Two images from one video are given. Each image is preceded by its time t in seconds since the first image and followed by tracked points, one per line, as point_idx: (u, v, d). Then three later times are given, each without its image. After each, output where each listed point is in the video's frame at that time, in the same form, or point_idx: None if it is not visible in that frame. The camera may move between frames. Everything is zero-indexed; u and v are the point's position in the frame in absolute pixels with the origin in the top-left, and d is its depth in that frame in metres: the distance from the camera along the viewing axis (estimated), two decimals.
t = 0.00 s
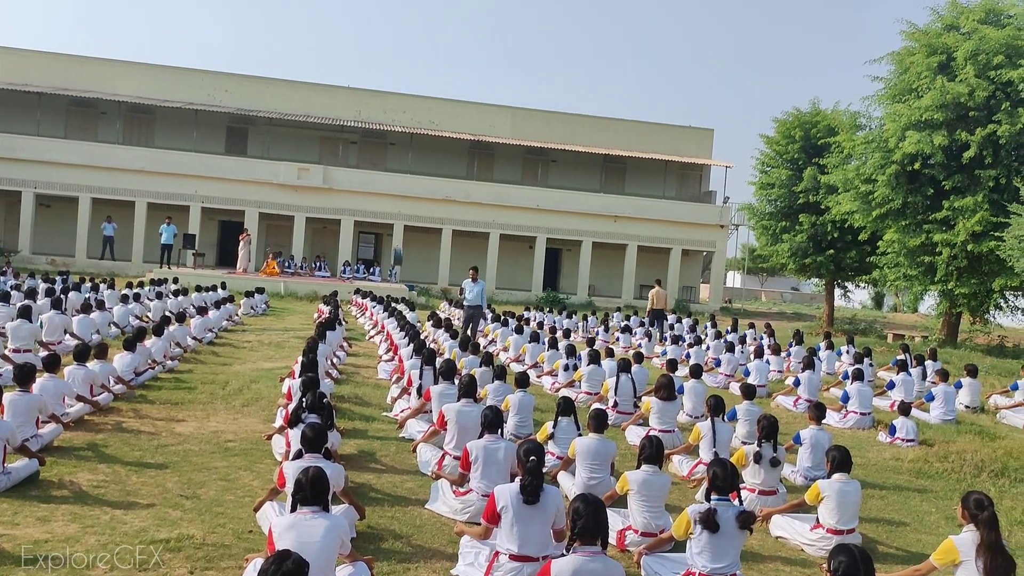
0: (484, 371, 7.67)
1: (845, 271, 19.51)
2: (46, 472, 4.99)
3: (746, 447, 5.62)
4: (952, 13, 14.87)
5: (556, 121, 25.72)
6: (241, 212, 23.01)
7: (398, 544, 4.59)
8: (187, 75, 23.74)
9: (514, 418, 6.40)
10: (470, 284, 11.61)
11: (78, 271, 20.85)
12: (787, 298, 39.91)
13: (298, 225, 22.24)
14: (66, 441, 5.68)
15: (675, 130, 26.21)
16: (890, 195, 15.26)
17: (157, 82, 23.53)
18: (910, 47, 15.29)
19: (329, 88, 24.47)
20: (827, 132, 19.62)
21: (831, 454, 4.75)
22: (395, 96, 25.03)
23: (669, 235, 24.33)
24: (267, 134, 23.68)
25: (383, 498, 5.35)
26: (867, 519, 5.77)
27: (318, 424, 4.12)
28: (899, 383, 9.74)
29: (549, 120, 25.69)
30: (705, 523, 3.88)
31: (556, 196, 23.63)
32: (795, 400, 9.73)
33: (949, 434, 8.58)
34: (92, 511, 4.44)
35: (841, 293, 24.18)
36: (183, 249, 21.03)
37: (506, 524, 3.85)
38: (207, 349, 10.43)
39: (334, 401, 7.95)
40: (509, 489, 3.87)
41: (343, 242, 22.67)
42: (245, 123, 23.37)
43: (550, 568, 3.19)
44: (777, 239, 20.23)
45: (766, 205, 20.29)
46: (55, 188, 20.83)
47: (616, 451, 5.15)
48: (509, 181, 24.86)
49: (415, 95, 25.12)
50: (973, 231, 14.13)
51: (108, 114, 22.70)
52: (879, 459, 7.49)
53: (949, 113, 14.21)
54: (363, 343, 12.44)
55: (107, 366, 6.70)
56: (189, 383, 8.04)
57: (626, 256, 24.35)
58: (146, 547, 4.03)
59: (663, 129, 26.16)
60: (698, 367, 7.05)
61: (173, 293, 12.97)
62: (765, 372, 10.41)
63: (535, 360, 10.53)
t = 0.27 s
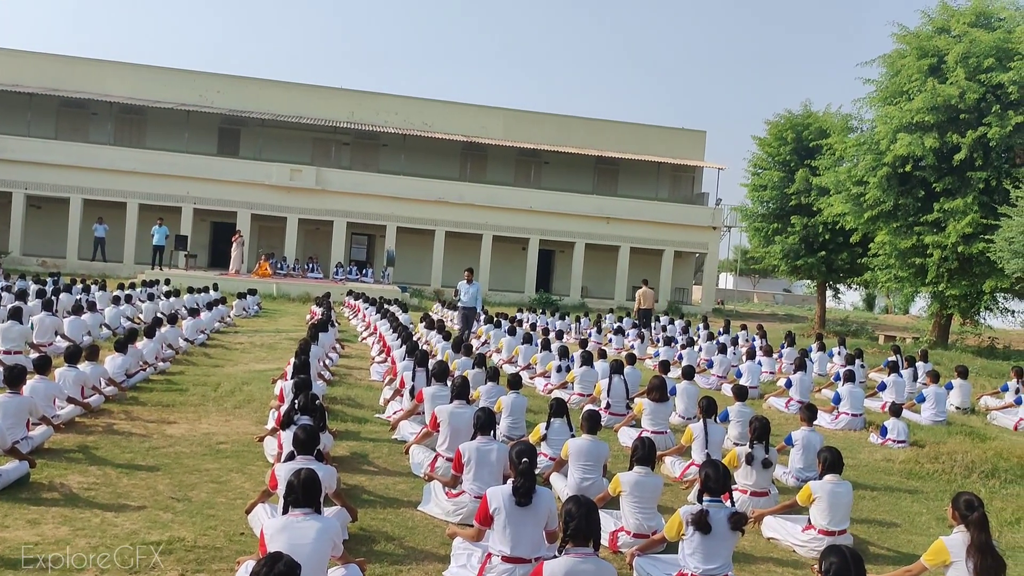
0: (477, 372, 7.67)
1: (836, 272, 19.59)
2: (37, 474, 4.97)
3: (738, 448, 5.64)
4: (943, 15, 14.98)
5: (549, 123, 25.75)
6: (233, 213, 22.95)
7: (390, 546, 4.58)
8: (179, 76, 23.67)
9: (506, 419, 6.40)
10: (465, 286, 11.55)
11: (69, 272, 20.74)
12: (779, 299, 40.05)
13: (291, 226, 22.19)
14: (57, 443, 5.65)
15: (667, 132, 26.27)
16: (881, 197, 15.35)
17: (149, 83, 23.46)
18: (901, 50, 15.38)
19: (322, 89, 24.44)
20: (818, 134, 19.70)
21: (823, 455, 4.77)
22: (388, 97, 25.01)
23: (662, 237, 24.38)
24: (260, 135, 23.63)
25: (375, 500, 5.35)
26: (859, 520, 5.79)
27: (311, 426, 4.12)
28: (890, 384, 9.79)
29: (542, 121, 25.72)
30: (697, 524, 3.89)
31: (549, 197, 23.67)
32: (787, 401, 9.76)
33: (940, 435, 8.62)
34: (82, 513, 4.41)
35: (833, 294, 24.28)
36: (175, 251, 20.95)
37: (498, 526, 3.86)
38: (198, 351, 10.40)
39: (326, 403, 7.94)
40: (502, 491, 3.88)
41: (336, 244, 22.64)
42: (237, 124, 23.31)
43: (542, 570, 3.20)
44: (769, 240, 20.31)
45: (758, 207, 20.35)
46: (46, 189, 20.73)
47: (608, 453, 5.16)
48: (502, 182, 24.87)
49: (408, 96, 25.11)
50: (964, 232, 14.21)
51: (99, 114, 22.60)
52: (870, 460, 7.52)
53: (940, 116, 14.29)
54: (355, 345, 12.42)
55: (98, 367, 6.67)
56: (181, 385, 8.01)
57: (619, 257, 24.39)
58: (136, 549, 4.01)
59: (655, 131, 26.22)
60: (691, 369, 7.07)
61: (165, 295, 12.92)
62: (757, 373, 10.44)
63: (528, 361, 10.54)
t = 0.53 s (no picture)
0: (469, 373, 7.68)
1: (828, 273, 19.67)
2: (27, 476, 4.95)
3: (730, 448, 5.66)
4: (934, 18, 15.06)
5: (542, 123, 25.77)
6: (226, 213, 22.88)
7: (383, 547, 4.59)
8: (171, 76, 23.59)
9: (499, 420, 6.41)
10: (459, 287, 11.52)
11: (61, 272, 20.63)
12: (771, 300, 40.18)
13: (283, 227, 22.14)
14: (47, 445, 5.63)
15: (660, 133, 26.32)
16: (873, 198, 15.42)
17: (141, 83, 23.38)
18: (893, 52, 15.47)
19: (315, 90, 24.39)
20: (810, 135, 19.77)
21: (814, 455, 4.80)
22: (380, 97, 24.98)
23: (655, 238, 24.43)
24: (252, 136, 23.57)
25: (368, 501, 5.35)
26: (850, 521, 5.82)
27: (303, 427, 4.12)
28: (882, 384, 9.84)
29: (535, 122, 25.74)
30: (689, 525, 3.90)
31: (542, 198, 23.69)
32: (779, 402, 9.80)
33: (931, 436, 8.67)
34: (73, 515, 4.40)
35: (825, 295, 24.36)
36: (166, 251, 20.87)
37: (491, 527, 3.86)
38: (190, 352, 10.36)
39: (319, 404, 7.93)
40: (494, 492, 3.88)
41: (329, 244, 22.60)
42: (230, 125, 23.25)
43: (535, 569, 3.21)
44: (761, 241, 20.37)
45: (751, 209, 20.40)
46: (37, 189, 20.63)
47: (600, 453, 5.18)
48: (494, 183, 24.89)
49: (401, 97, 25.09)
50: (955, 233, 14.30)
51: (91, 114, 22.50)
52: (862, 460, 7.56)
53: (931, 117, 14.36)
54: (348, 346, 12.41)
55: (89, 369, 6.65)
56: (173, 386, 7.99)
57: (612, 258, 24.43)
58: (127, 551, 4.00)
59: (648, 132, 26.27)
60: (683, 369, 7.09)
61: (156, 296, 12.87)
62: (749, 374, 10.48)
63: (521, 362, 10.55)
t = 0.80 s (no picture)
0: (463, 373, 7.69)
1: (822, 273, 19.73)
2: (19, 477, 4.93)
3: (724, 448, 5.67)
4: (926, 19, 15.14)
5: (536, 123, 25.79)
6: (219, 213, 22.83)
7: (377, 547, 4.59)
8: (164, 75, 23.53)
9: (493, 420, 6.41)
10: (452, 288, 11.51)
11: (53, 272, 20.54)
12: (764, 300, 40.29)
13: (277, 227, 22.09)
14: (40, 445, 5.61)
15: (654, 133, 26.36)
16: (866, 199, 15.49)
17: (134, 83, 23.30)
18: (885, 53, 15.54)
19: (308, 90, 24.36)
20: (803, 135, 19.83)
21: (807, 455, 4.81)
22: (374, 97, 24.95)
23: (648, 238, 24.48)
24: (245, 136, 23.51)
25: (361, 502, 5.35)
26: (843, 520, 5.85)
27: (296, 427, 4.12)
28: (875, 384, 9.88)
29: (529, 123, 25.75)
30: (683, 525, 3.91)
31: (536, 198, 23.70)
32: (772, 401, 9.84)
33: (924, 435, 8.71)
34: (65, 516, 4.39)
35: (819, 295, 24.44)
36: (159, 251, 20.81)
37: (485, 527, 3.86)
38: (183, 352, 10.34)
39: (312, 404, 7.92)
40: (487, 492, 3.88)
41: (322, 244, 22.56)
42: (223, 125, 23.20)
43: (528, 570, 3.21)
44: (754, 241, 20.43)
45: (744, 209, 20.45)
46: (29, 189, 20.55)
47: (594, 453, 5.19)
48: (489, 183, 24.89)
49: (395, 97, 25.07)
50: (948, 234, 14.37)
51: (83, 114, 22.42)
52: (854, 460, 7.60)
53: (924, 118, 14.43)
54: (341, 346, 12.40)
55: (81, 369, 6.63)
56: (166, 386, 7.97)
57: (606, 258, 24.46)
58: (120, 552, 3.99)
59: (642, 132, 26.31)
60: (677, 370, 7.11)
61: (149, 296, 12.83)
62: (742, 374, 10.51)
63: (515, 362, 10.56)
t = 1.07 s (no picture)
0: (457, 373, 7.69)
1: (815, 273, 19.79)
2: (11, 476, 4.91)
3: (717, 448, 5.69)
4: (919, 19, 15.19)
5: (530, 123, 25.79)
6: (212, 213, 22.77)
7: (371, 547, 4.59)
8: (156, 73, 23.46)
9: (487, 420, 6.41)
10: (447, 288, 11.49)
11: (45, 272, 20.46)
12: (758, 300, 40.40)
13: (270, 226, 22.04)
14: (32, 445, 5.59)
15: (648, 133, 26.39)
16: (859, 198, 15.55)
17: (127, 82, 23.22)
18: (878, 53, 15.59)
19: (302, 89, 24.31)
20: (797, 135, 19.88)
21: (801, 454, 4.83)
22: (368, 97, 24.92)
23: (643, 237, 24.51)
24: (239, 135, 23.45)
25: (355, 502, 5.35)
26: (837, 519, 5.87)
27: (290, 427, 4.12)
28: (868, 383, 9.92)
29: (523, 122, 25.76)
30: (677, 524, 3.93)
31: (530, 198, 23.70)
32: (766, 401, 9.87)
33: (917, 434, 8.75)
34: (58, 516, 4.37)
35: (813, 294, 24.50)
36: (153, 251, 20.74)
37: (479, 527, 3.87)
38: (177, 352, 10.31)
39: (306, 404, 7.91)
40: (481, 492, 3.89)
41: (316, 244, 22.52)
42: (216, 124, 23.13)
43: (522, 570, 3.22)
44: (748, 241, 20.48)
45: (738, 208, 20.50)
46: (21, 188, 20.46)
47: (588, 453, 5.20)
48: (483, 182, 24.88)
49: (389, 96, 25.03)
50: (941, 233, 14.43)
51: (76, 113, 22.33)
52: (848, 459, 7.62)
53: (917, 118, 14.49)
54: (335, 346, 12.39)
55: (74, 369, 6.61)
56: (159, 386, 7.95)
57: (600, 257, 24.48)
58: (114, 552, 3.99)
59: (636, 132, 26.33)
60: (671, 369, 7.13)
61: (142, 295, 12.80)
62: (736, 373, 10.54)
63: (509, 361, 10.56)
